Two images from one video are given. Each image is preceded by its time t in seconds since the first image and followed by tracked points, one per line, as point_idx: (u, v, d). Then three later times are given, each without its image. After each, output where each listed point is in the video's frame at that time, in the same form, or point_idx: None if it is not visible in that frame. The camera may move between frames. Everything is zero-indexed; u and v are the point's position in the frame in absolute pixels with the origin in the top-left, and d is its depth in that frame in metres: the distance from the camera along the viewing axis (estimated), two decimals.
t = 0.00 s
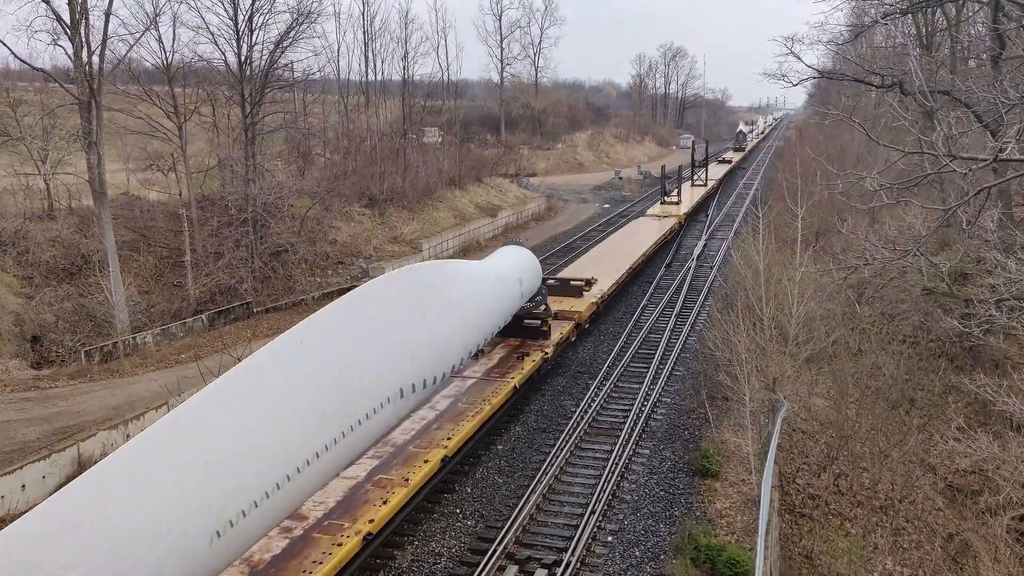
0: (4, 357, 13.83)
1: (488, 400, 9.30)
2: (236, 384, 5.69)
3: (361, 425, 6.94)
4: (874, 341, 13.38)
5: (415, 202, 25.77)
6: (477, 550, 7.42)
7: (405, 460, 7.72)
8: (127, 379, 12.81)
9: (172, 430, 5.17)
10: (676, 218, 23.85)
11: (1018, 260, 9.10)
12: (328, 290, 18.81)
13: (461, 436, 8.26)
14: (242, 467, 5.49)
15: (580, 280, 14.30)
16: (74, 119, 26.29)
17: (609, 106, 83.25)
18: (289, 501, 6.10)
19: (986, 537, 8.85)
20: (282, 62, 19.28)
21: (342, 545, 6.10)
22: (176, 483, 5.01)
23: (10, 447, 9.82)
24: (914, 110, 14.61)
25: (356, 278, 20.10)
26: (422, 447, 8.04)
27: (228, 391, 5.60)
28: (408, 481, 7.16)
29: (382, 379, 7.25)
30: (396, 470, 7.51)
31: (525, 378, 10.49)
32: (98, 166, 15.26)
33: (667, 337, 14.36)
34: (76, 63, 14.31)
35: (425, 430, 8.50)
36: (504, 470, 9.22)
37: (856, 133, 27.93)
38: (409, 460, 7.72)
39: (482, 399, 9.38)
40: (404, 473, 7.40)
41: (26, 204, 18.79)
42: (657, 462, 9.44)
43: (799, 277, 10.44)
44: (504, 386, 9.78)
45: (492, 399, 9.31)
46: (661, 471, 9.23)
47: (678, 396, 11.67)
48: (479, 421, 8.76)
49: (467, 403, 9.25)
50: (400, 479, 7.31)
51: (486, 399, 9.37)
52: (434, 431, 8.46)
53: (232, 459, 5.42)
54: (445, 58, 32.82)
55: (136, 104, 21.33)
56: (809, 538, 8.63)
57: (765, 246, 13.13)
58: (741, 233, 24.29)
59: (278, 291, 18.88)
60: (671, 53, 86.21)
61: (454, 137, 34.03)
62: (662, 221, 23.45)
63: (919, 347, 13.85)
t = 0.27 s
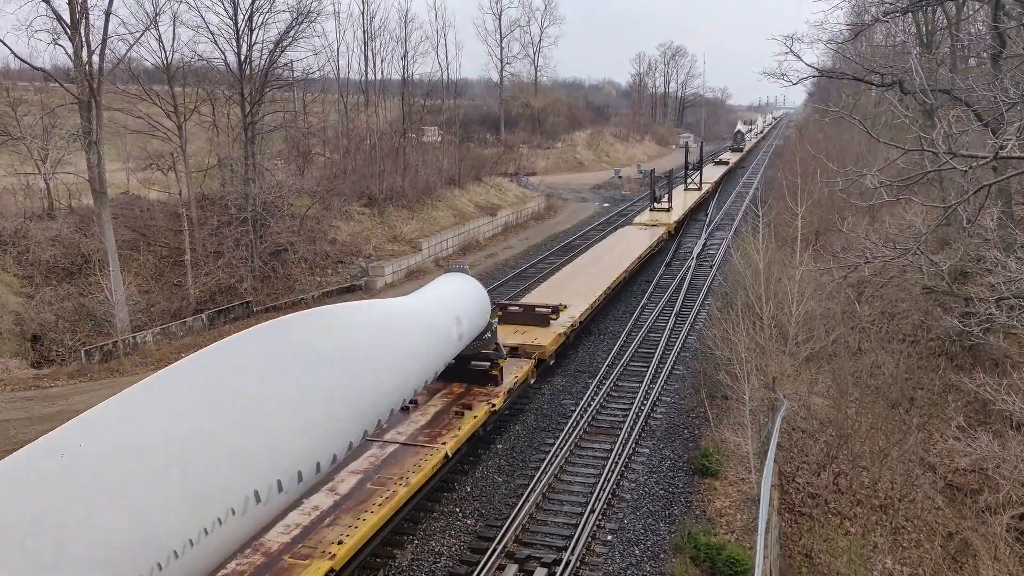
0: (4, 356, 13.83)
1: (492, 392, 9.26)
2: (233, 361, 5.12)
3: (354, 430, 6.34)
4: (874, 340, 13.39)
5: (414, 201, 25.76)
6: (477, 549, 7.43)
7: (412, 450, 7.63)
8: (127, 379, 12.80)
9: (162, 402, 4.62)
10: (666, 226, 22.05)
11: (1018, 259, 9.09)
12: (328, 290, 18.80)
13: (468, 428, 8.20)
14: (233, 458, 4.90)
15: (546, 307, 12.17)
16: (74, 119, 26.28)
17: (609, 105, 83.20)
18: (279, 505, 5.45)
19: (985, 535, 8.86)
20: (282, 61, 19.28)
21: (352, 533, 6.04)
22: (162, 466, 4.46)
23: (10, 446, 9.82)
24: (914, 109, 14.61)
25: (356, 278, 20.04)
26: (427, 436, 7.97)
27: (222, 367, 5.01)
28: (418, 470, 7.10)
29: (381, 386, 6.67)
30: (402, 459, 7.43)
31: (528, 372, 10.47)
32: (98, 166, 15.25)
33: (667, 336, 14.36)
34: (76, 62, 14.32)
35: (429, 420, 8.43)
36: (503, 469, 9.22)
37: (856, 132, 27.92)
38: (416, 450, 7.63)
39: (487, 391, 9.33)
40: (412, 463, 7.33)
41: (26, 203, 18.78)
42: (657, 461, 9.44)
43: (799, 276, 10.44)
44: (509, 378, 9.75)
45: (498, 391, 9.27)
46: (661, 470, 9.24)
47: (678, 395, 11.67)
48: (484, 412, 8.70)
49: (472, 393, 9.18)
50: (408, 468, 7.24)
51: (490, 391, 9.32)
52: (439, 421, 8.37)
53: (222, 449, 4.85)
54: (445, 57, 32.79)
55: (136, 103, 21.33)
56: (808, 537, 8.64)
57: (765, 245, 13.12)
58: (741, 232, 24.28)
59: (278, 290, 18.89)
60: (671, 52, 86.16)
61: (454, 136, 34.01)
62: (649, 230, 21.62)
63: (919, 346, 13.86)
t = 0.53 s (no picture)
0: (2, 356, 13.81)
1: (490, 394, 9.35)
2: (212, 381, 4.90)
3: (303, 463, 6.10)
4: (873, 340, 13.41)
5: (414, 201, 25.75)
6: (476, 549, 7.43)
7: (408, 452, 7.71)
8: (127, 378, 12.79)
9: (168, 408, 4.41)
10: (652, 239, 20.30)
11: (1017, 259, 9.10)
12: (327, 289, 18.80)
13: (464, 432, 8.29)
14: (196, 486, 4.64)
15: (500, 344, 10.44)
16: (73, 118, 26.25)
17: (609, 105, 83.19)
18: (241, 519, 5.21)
19: (984, 535, 8.87)
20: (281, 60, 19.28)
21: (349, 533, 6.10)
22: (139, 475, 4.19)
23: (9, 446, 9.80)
24: (913, 108, 14.62)
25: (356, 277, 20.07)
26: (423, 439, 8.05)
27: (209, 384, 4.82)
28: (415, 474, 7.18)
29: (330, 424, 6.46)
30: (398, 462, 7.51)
31: (527, 374, 10.57)
32: (97, 165, 15.24)
33: (666, 336, 14.36)
34: (75, 62, 14.31)
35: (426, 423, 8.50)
36: (503, 469, 9.23)
37: (855, 131, 27.95)
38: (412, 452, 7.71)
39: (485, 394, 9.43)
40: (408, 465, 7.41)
41: (25, 203, 18.76)
42: (657, 461, 9.45)
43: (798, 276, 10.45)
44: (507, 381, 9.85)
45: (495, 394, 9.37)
46: (660, 470, 9.24)
47: (677, 395, 11.67)
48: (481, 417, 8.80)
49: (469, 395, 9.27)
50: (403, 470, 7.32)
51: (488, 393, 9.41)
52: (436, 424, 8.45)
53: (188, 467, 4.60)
54: (445, 57, 32.76)
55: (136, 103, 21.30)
56: (807, 537, 8.65)
57: (764, 245, 13.13)
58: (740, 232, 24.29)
59: (278, 290, 18.89)
60: (671, 52, 86.13)
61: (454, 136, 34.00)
62: (633, 243, 19.82)
63: (917, 345, 13.87)
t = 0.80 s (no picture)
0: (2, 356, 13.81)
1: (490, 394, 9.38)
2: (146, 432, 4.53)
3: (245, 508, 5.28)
4: (873, 339, 13.43)
5: (414, 200, 25.75)
6: (476, 549, 7.43)
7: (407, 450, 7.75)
8: (126, 378, 12.79)
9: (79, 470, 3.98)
10: (637, 252, 18.49)
11: (1017, 258, 9.10)
12: (327, 289, 18.80)
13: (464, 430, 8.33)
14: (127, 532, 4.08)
15: (431, 400, 8.26)
16: (72, 118, 26.24)
17: (609, 104, 83.15)
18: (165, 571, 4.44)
19: (984, 535, 8.88)
20: (281, 60, 19.26)
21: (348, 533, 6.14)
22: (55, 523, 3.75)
23: (9, 445, 9.80)
24: (913, 108, 14.61)
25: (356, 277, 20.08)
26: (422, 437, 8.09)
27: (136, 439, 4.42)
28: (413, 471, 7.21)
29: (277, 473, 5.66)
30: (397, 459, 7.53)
31: (527, 374, 10.61)
32: (96, 165, 15.23)
33: (666, 335, 14.37)
34: (74, 62, 14.31)
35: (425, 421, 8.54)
36: (503, 468, 9.22)
37: (855, 130, 27.95)
38: (411, 449, 7.73)
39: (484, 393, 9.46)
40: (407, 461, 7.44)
41: (25, 203, 18.76)
42: (656, 460, 9.45)
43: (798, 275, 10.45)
44: (506, 381, 9.89)
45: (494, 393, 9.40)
46: (660, 469, 9.24)
47: (677, 395, 11.67)
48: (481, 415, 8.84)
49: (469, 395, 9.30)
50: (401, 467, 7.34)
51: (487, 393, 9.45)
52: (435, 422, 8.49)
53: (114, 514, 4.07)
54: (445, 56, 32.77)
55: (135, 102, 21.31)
56: (807, 536, 8.65)
57: (764, 244, 13.13)
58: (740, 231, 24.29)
59: (278, 289, 18.90)
60: (671, 51, 86.13)
61: (454, 135, 34.00)
62: (616, 257, 18.01)
63: (917, 345, 13.88)
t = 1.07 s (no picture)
0: (3, 356, 13.80)
1: (489, 395, 9.42)
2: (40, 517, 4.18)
3: None
4: (873, 339, 13.43)
5: (414, 201, 25.77)
6: (477, 549, 7.43)
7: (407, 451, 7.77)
8: (126, 379, 12.79)
9: None
10: (620, 269, 16.82)
11: (1017, 259, 9.09)
12: (327, 289, 18.80)
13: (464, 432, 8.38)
14: None
15: (321, 489, 6.10)
16: (73, 119, 26.25)
17: (609, 105, 83.17)
18: None
19: (985, 535, 8.87)
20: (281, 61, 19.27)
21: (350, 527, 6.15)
22: None
23: (9, 446, 9.79)
24: (913, 108, 14.62)
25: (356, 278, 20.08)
26: (423, 438, 8.12)
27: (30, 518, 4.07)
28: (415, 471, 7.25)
29: None
30: (398, 459, 7.56)
31: (527, 375, 10.65)
32: (97, 166, 15.24)
33: (666, 336, 14.36)
34: (75, 63, 14.31)
35: (425, 423, 8.58)
36: (503, 469, 9.22)
37: (855, 130, 27.96)
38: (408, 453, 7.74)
39: (483, 394, 9.50)
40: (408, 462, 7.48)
41: (25, 203, 18.76)
42: (656, 461, 9.45)
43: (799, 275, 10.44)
44: (505, 381, 9.93)
45: (494, 395, 9.45)
46: (660, 470, 9.24)
47: (677, 395, 11.66)
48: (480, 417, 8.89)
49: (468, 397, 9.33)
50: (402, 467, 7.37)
51: (487, 394, 9.49)
52: (435, 424, 8.53)
53: None
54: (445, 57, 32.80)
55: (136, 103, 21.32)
56: (808, 537, 8.64)
57: (764, 244, 13.12)
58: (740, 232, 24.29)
59: (278, 290, 18.90)
60: (671, 52, 86.14)
61: (454, 136, 34.01)
62: (597, 275, 16.33)
63: (917, 345, 13.87)
